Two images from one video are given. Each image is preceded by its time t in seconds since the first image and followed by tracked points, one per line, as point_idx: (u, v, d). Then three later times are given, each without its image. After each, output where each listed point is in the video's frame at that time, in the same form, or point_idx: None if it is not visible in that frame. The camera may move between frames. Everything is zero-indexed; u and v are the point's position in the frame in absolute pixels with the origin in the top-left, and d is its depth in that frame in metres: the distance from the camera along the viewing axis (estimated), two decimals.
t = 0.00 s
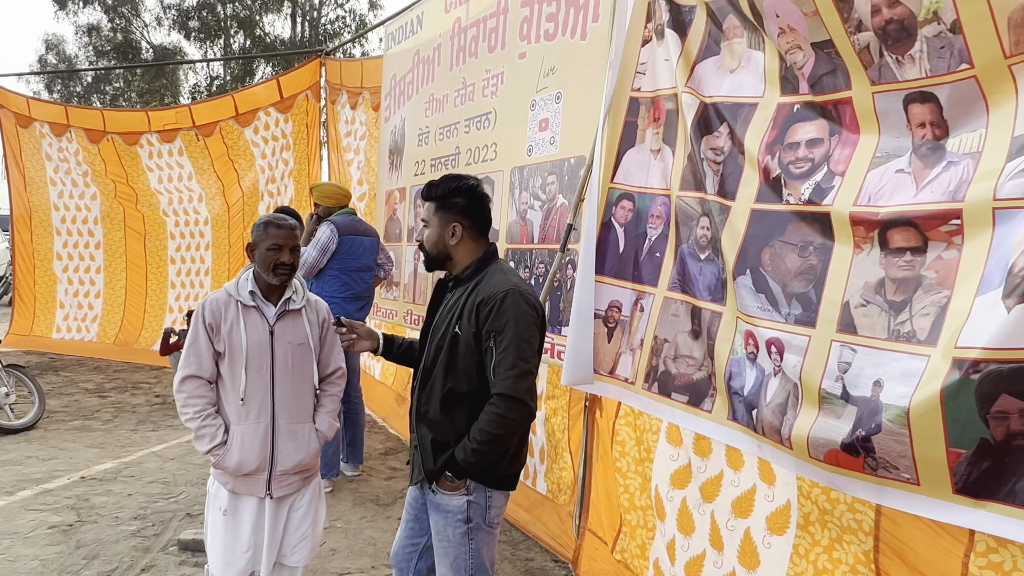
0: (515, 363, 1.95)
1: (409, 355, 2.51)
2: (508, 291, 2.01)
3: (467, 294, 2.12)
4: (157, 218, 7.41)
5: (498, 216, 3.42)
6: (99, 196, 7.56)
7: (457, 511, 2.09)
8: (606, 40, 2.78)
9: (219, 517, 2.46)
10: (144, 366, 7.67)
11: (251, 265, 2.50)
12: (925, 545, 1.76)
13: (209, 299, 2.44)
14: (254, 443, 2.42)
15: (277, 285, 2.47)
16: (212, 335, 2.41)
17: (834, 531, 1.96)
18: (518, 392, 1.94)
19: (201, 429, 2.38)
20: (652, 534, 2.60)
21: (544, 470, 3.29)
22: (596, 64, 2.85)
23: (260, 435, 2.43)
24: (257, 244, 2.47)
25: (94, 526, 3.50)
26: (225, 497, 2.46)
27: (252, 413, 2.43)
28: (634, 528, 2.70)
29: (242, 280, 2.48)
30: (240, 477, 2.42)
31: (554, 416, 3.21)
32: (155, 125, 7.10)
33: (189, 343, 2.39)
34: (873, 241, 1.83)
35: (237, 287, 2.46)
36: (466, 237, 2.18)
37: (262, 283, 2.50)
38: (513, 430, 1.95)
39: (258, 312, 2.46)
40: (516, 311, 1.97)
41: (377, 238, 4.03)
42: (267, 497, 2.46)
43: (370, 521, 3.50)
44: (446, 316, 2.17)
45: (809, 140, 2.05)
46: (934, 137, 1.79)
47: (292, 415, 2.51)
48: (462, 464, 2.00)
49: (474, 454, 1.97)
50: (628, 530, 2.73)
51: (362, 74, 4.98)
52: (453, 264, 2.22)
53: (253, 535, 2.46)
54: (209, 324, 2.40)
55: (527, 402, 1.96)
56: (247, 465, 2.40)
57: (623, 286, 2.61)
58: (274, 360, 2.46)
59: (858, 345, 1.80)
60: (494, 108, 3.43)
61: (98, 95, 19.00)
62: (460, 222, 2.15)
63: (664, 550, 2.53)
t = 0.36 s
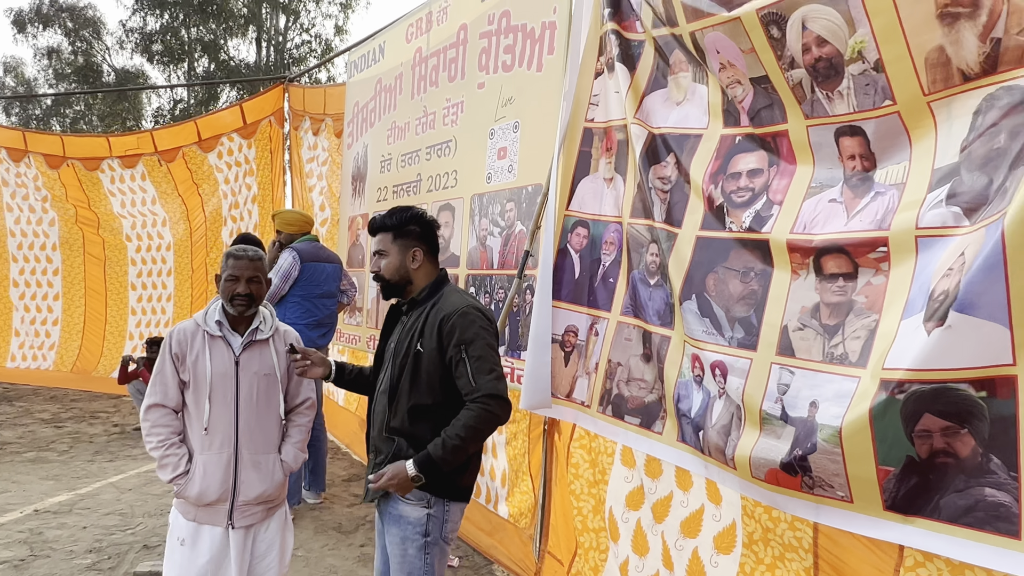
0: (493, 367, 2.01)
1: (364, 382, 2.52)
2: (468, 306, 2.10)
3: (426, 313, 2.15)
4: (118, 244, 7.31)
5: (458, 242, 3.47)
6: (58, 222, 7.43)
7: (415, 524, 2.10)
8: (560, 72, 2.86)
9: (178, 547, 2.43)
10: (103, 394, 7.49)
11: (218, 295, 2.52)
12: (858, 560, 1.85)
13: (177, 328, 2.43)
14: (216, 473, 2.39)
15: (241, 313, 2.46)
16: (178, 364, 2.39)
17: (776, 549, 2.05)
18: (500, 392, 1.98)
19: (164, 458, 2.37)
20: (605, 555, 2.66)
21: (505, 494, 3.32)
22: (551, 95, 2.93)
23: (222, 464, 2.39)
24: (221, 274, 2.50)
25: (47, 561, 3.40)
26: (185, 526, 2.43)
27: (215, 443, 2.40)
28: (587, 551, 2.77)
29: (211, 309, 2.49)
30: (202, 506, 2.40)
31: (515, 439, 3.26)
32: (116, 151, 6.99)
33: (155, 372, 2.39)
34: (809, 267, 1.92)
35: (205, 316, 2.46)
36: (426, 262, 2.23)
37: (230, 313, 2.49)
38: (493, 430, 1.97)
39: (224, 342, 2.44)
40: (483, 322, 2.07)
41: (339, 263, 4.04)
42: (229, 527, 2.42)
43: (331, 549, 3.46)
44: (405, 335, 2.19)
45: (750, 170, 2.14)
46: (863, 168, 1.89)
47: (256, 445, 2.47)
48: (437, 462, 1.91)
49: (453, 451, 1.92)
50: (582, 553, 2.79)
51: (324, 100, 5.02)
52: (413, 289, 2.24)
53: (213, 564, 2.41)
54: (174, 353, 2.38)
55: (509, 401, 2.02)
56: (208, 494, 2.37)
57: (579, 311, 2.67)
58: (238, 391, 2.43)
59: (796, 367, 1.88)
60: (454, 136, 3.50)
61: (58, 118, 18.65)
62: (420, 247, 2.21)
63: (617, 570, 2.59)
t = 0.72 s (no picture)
0: (449, 370, 2.07)
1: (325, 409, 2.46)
2: (433, 314, 2.17)
3: (388, 328, 2.20)
4: (92, 264, 7.25)
5: (428, 261, 3.50)
6: (30, 243, 7.37)
7: (406, 529, 2.06)
8: (523, 94, 2.93)
9: (143, 570, 2.41)
10: (75, 416, 7.39)
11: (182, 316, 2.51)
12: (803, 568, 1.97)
13: (139, 349, 2.42)
14: (181, 493, 2.39)
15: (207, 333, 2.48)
16: (140, 385, 2.38)
17: (728, 560, 2.16)
18: (452, 395, 2.05)
19: (126, 481, 2.33)
20: (565, 569, 2.74)
21: (475, 510, 3.35)
22: (515, 117, 3.00)
23: (188, 484, 2.39)
24: (184, 293, 2.50)
25: None
26: (149, 548, 2.42)
27: (179, 463, 2.39)
28: (548, 565, 2.83)
29: (174, 330, 2.49)
30: (167, 527, 2.39)
31: (484, 456, 3.30)
32: (89, 171, 6.96)
33: (116, 394, 2.37)
34: (756, 283, 1.99)
35: (168, 337, 2.46)
36: (386, 284, 2.27)
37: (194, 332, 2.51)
38: (430, 422, 1.99)
39: (189, 361, 2.46)
40: (444, 330, 2.13)
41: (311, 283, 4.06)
42: (194, 548, 2.41)
43: (302, 568, 3.44)
44: (373, 353, 2.21)
45: (702, 191, 2.21)
46: (806, 189, 1.96)
47: (221, 464, 2.47)
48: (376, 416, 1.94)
49: (395, 413, 1.94)
50: (544, 567, 2.86)
51: (297, 121, 5.06)
52: (372, 309, 2.26)
53: None
54: (137, 374, 2.37)
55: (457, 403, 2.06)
56: (174, 515, 2.37)
57: (542, 328, 2.73)
58: (203, 410, 2.44)
59: (745, 382, 1.94)
60: (423, 157, 3.55)
61: (32, 136, 18.45)
62: (381, 270, 2.25)
63: None
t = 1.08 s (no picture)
0: (441, 377, 2.12)
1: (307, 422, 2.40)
2: (419, 323, 2.22)
3: (377, 335, 2.22)
4: (84, 277, 7.27)
5: (416, 271, 3.53)
6: (20, 255, 7.37)
7: (391, 535, 2.10)
8: (505, 106, 2.98)
9: None
10: (66, 428, 7.38)
11: (164, 328, 2.54)
12: (772, 568, 2.03)
13: (120, 361, 2.44)
14: (171, 501, 2.41)
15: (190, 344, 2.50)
16: (125, 396, 2.39)
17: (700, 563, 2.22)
18: (446, 400, 2.11)
19: (114, 491, 2.32)
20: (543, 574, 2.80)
21: (461, 517, 3.38)
22: (498, 128, 3.04)
23: (177, 492, 2.42)
24: (169, 306, 2.51)
25: None
26: (138, 559, 2.43)
27: (168, 471, 2.41)
28: (528, 570, 2.89)
29: (155, 342, 2.51)
30: (156, 536, 2.40)
31: (470, 463, 3.34)
32: (80, 183, 6.98)
33: (99, 405, 2.36)
34: (728, 290, 2.04)
35: (151, 348, 2.48)
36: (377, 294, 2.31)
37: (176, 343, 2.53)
38: (428, 429, 2.05)
39: (173, 372, 2.48)
40: (430, 338, 2.18)
41: (300, 293, 4.09)
42: (184, 556, 2.44)
43: None
44: (360, 359, 2.22)
45: (676, 200, 2.26)
46: (776, 198, 2.01)
47: (208, 471, 2.51)
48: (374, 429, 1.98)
49: (392, 426, 1.99)
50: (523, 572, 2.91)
51: (286, 132, 5.11)
52: (361, 316, 2.26)
53: None
54: (121, 386, 2.38)
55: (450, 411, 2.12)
56: (164, 523, 2.38)
57: (525, 335, 2.78)
58: (190, 418, 2.47)
59: (717, 387, 2.01)
60: (410, 168, 3.59)
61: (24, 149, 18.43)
62: (377, 280, 2.29)
63: None
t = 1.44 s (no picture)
0: (446, 382, 2.16)
1: (313, 419, 2.46)
2: (426, 327, 2.24)
3: (383, 337, 2.23)
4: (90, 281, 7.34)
5: (418, 272, 3.56)
6: (28, 259, 7.46)
7: (393, 533, 2.12)
8: (504, 109, 3.01)
9: None
10: (74, 432, 7.45)
11: (175, 329, 2.59)
12: (763, 564, 2.04)
13: (133, 364, 2.47)
14: (187, 500, 2.45)
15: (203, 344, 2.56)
16: (138, 399, 2.42)
17: (692, 558, 2.24)
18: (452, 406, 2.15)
19: (131, 492, 2.36)
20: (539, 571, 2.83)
21: (463, 516, 3.42)
22: (497, 131, 3.08)
23: (193, 491, 2.46)
24: (180, 308, 2.57)
25: None
26: (155, 555, 2.45)
27: (184, 470, 2.45)
28: (524, 567, 2.92)
29: (166, 345, 2.55)
30: (173, 534, 2.44)
31: (472, 462, 3.37)
32: (85, 188, 7.04)
33: (114, 408, 2.39)
34: (722, 289, 2.08)
35: (162, 351, 2.52)
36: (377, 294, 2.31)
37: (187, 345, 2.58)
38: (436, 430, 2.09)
39: (184, 374, 2.52)
40: (437, 342, 2.21)
41: (304, 295, 4.13)
42: (200, 552, 2.49)
43: None
44: (366, 359, 2.22)
45: (672, 201, 2.30)
46: (768, 198, 2.04)
47: (222, 469, 2.55)
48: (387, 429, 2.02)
49: (402, 428, 2.03)
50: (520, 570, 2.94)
51: (289, 136, 5.16)
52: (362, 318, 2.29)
53: None
54: (134, 389, 2.41)
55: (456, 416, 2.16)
56: (181, 521, 2.43)
57: (524, 335, 2.81)
58: (202, 418, 2.51)
59: (711, 384, 2.04)
60: (411, 170, 3.63)
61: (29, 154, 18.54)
62: (374, 281, 2.28)
63: None
